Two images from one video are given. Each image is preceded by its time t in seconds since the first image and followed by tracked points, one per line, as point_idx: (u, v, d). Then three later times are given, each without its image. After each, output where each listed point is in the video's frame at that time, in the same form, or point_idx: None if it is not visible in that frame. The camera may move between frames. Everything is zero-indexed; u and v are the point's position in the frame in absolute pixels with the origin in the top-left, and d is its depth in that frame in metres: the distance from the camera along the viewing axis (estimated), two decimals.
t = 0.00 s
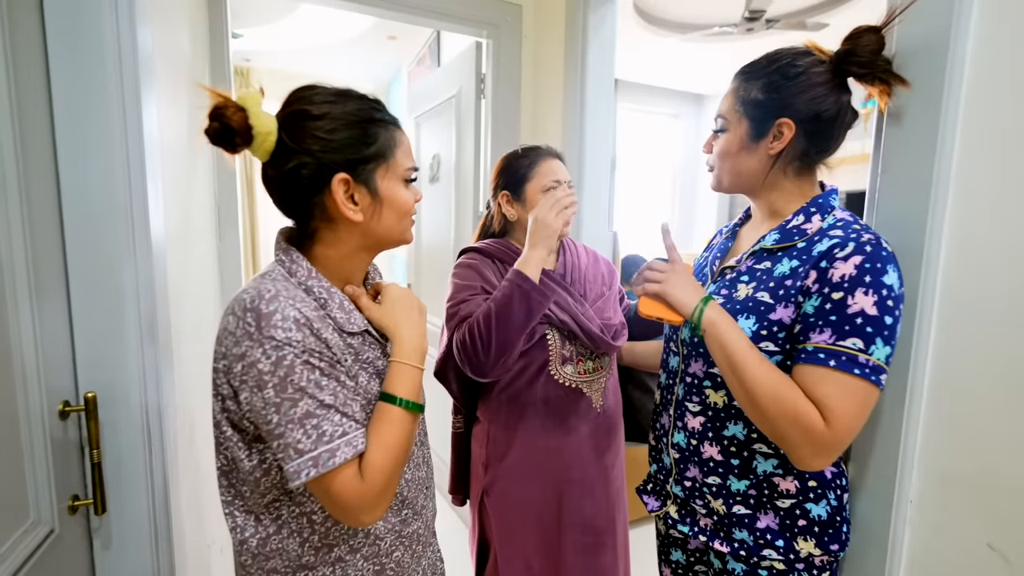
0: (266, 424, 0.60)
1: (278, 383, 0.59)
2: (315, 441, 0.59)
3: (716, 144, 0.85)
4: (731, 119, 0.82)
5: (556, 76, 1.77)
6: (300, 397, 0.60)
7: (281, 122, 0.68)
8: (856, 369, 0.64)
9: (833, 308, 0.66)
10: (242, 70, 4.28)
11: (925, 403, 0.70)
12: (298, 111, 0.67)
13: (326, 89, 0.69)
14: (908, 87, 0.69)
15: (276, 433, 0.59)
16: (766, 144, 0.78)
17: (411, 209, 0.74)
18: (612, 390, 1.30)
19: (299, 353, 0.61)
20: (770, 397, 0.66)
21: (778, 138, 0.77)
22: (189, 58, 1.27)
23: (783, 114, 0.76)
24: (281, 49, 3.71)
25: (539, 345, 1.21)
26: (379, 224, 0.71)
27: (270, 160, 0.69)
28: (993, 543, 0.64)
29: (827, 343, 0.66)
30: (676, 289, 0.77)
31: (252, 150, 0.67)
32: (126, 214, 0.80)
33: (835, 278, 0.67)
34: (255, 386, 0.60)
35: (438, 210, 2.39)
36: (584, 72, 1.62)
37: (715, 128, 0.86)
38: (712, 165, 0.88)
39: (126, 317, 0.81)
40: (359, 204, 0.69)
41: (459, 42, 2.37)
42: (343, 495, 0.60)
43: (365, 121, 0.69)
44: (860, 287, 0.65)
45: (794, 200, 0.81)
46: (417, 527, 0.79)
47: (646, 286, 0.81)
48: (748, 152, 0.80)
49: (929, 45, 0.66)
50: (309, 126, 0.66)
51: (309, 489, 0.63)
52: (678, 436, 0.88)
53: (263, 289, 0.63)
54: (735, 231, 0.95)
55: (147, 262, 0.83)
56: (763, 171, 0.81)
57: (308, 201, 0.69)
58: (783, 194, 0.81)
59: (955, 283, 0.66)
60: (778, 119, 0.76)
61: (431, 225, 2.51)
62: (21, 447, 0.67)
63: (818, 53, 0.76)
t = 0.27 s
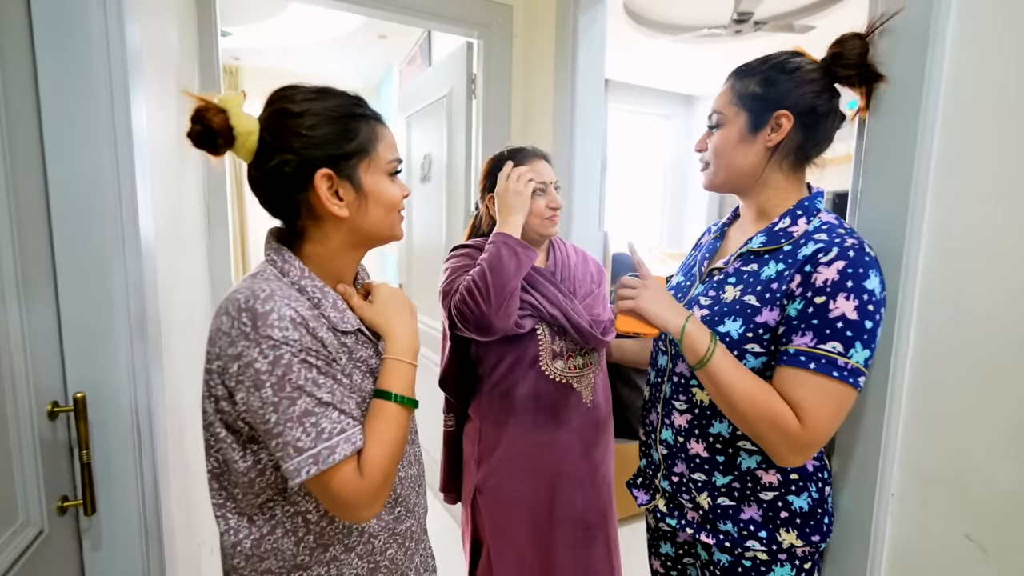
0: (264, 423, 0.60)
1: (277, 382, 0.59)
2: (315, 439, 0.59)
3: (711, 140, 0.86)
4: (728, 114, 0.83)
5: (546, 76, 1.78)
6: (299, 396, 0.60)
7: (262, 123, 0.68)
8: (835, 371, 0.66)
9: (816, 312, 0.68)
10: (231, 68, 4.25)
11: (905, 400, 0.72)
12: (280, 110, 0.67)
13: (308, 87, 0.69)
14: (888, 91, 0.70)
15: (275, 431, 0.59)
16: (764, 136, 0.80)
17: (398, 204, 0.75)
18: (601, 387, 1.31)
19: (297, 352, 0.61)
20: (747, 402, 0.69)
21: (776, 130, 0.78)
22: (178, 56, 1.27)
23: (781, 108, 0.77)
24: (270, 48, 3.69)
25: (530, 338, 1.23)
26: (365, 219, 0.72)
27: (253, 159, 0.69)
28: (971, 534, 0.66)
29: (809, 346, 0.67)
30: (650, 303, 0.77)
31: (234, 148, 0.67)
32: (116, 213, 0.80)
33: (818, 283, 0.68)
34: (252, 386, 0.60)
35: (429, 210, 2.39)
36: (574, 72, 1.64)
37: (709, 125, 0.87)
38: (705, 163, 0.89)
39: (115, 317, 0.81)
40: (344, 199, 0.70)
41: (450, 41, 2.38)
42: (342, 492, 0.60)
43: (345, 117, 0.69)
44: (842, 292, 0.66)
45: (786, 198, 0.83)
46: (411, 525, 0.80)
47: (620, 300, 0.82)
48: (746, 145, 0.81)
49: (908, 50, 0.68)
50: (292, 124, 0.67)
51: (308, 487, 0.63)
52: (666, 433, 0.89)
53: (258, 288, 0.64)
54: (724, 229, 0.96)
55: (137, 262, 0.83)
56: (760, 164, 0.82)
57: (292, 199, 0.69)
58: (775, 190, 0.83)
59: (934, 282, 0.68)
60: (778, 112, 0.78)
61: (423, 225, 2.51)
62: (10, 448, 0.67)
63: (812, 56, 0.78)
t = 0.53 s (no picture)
0: (253, 426, 0.60)
1: (266, 385, 0.59)
2: (305, 443, 0.59)
3: (706, 136, 0.85)
4: (725, 109, 0.83)
5: (540, 76, 1.78)
6: (289, 399, 0.60)
7: (245, 124, 0.68)
8: (824, 364, 0.66)
9: (806, 305, 0.69)
10: (223, 69, 4.22)
11: (895, 396, 0.72)
12: (260, 110, 0.67)
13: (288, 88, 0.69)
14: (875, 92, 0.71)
15: (264, 435, 0.59)
16: (763, 129, 0.80)
17: (386, 200, 0.75)
18: (591, 384, 1.32)
19: (287, 355, 0.61)
20: (739, 399, 0.69)
21: (774, 124, 0.80)
22: (169, 57, 1.26)
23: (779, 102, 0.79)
24: (262, 48, 3.67)
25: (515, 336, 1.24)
26: (352, 216, 0.72)
27: (237, 161, 0.68)
28: (959, 528, 0.67)
29: (800, 339, 0.68)
30: (643, 299, 0.79)
31: (217, 152, 0.68)
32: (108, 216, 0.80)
33: (810, 277, 0.69)
34: (241, 388, 0.60)
35: (423, 211, 2.39)
36: (568, 73, 1.64)
37: (703, 123, 0.87)
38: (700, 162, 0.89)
39: (107, 319, 0.80)
40: (330, 195, 0.70)
41: (444, 42, 2.37)
42: (334, 497, 0.60)
43: (327, 114, 0.70)
44: (832, 286, 0.67)
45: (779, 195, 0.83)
46: (402, 531, 0.80)
47: (614, 298, 0.84)
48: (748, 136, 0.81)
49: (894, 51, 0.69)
50: (274, 123, 0.67)
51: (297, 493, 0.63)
52: (659, 431, 0.90)
53: (248, 290, 0.63)
54: (717, 229, 0.97)
55: (129, 264, 0.83)
56: (758, 159, 0.82)
57: (276, 198, 0.69)
58: (771, 187, 0.83)
59: (923, 280, 0.69)
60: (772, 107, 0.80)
61: (417, 225, 2.51)
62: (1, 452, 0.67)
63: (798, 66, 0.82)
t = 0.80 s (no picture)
0: (236, 426, 0.59)
1: (249, 383, 0.58)
2: (289, 444, 0.58)
3: (687, 146, 0.87)
4: (699, 122, 0.84)
5: (532, 77, 1.78)
6: (272, 398, 0.59)
7: (238, 119, 0.67)
8: (790, 343, 0.67)
9: (781, 288, 0.70)
10: (214, 67, 4.19)
11: (884, 394, 0.73)
12: (253, 105, 0.67)
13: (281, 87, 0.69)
14: (863, 93, 0.72)
15: (247, 434, 0.58)
16: (734, 144, 0.81)
17: (376, 202, 0.75)
18: (575, 381, 1.32)
19: (271, 352, 0.60)
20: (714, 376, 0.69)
21: (745, 138, 0.80)
22: (158, 56, 1.25)
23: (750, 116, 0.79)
24: (254, 46, 3.64)
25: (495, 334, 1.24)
26: (343, 215, 0.71)
27: (227, 156, 0.68)
28: (947, 525, 0.68)
29: (769, 317, 0.69)
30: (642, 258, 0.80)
31: (207, 148, 0.66)
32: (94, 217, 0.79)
33: (788, 263, 0.71)
34: (223, 387, 0.59)
35: (415, 211, 2.39)
36: (560, 73, 1.64)
37: (684, 134, 0.88)
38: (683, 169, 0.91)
39: (94, 320, 0.79)
40: (322, 192, 0.69)
41: (436, 41, 2.37)
42: (321, 501, 0.60)
43: (321, 113, 0.70)
44: (808, 271, 0.69)
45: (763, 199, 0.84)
46: (388, 540, 0.80)
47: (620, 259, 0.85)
48: (719, 152, 0.82)
49: (882, 54, 0.70)
50: (267, 118, 0.66)
51: (282, 497, 0.62)
52: (650, 427, 0.90)
53: (232, 287, 0.63)
54: (707, 229, 0.98)
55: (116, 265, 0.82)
56: (732, 170, 0.83)
57: (264, 192, 0.68)
58: (752, 192, 0.84)
59: (911, 280, 0.70)
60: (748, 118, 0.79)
61: (409, 225, 2.50)
62: None
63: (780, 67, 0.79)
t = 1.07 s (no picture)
0: (229, 429, 0.58)
1: (241, 385, 0.58)
2: (284, 446, 0.58)
3: (679, 151, 0.88)
4: (689, 125, 0.85)
5: (527, 76, 1.78)
6: (265, 400, 0.58)
7: (233, 115, 0.67)
8: (768, 336, 0.67)
9: (766, 284, 0.71)
10: (207, 67, 4.17)
11: (879, 392, 0.74)
12: (248, 102, 0.67)
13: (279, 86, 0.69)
14: (857, 93, 0.72)
15: (240, 437, 0.58)
16: (725, 144, 0.81)
17: (368, 206, 0.74)
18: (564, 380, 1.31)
19: (263, 353, 0.60)
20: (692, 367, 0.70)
21: (735, 137, 0.80)
22: (150, 54, 1.24)
23: (738, 115, 0.79)
24: (247, 45, 3.63)
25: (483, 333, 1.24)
26: (335, 217, 0.71)
27: (219, 151, 0.67)
28: (943, 523, 0.68)
29: (752, 311, 0.70)
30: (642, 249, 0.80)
31: (200, 142, 0.66)
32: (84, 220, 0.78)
33: (777, 259, 0.72)
34: (214, 390, 0.58)
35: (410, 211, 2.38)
36: (555, 73, 1.64)
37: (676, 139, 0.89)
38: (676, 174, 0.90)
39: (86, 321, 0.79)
40: (315, 193, 0.69)
41: (431, 41, 2.37)
42: (318, 503, 0.59)
43: (318, 114, 0.69)
44: (793, 267, 0.70)
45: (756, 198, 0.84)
46: (383, 542, 0.80)
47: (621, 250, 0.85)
48: (710, 154, 0.82)
49: (875, 54, 0.70)
50: (262, 115, 0.66)
51: (276, 500, 0.61)
52: (644, 424, 0.90)
53: (221, 288, 0.62)
54: (702, 230, 0.98)
55: (109, 266, 0.81)
56: (724, 171, 0.84)
57: (255, 190, 0.67)
58: (746, 191, 0.84)
59: (905, 278, 0.70)
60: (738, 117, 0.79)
61: (404, 225, 2.49)
62: None
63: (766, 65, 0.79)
